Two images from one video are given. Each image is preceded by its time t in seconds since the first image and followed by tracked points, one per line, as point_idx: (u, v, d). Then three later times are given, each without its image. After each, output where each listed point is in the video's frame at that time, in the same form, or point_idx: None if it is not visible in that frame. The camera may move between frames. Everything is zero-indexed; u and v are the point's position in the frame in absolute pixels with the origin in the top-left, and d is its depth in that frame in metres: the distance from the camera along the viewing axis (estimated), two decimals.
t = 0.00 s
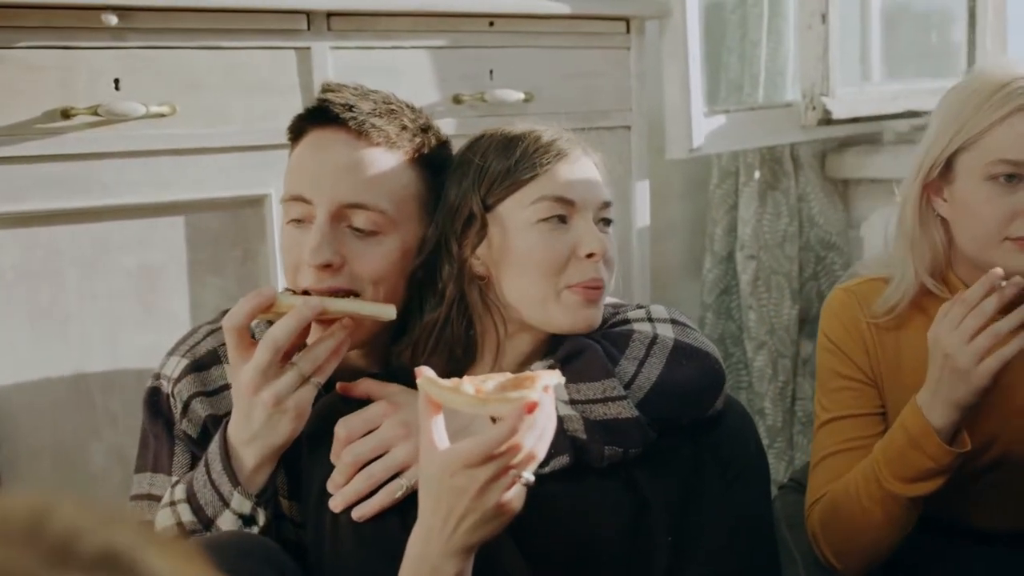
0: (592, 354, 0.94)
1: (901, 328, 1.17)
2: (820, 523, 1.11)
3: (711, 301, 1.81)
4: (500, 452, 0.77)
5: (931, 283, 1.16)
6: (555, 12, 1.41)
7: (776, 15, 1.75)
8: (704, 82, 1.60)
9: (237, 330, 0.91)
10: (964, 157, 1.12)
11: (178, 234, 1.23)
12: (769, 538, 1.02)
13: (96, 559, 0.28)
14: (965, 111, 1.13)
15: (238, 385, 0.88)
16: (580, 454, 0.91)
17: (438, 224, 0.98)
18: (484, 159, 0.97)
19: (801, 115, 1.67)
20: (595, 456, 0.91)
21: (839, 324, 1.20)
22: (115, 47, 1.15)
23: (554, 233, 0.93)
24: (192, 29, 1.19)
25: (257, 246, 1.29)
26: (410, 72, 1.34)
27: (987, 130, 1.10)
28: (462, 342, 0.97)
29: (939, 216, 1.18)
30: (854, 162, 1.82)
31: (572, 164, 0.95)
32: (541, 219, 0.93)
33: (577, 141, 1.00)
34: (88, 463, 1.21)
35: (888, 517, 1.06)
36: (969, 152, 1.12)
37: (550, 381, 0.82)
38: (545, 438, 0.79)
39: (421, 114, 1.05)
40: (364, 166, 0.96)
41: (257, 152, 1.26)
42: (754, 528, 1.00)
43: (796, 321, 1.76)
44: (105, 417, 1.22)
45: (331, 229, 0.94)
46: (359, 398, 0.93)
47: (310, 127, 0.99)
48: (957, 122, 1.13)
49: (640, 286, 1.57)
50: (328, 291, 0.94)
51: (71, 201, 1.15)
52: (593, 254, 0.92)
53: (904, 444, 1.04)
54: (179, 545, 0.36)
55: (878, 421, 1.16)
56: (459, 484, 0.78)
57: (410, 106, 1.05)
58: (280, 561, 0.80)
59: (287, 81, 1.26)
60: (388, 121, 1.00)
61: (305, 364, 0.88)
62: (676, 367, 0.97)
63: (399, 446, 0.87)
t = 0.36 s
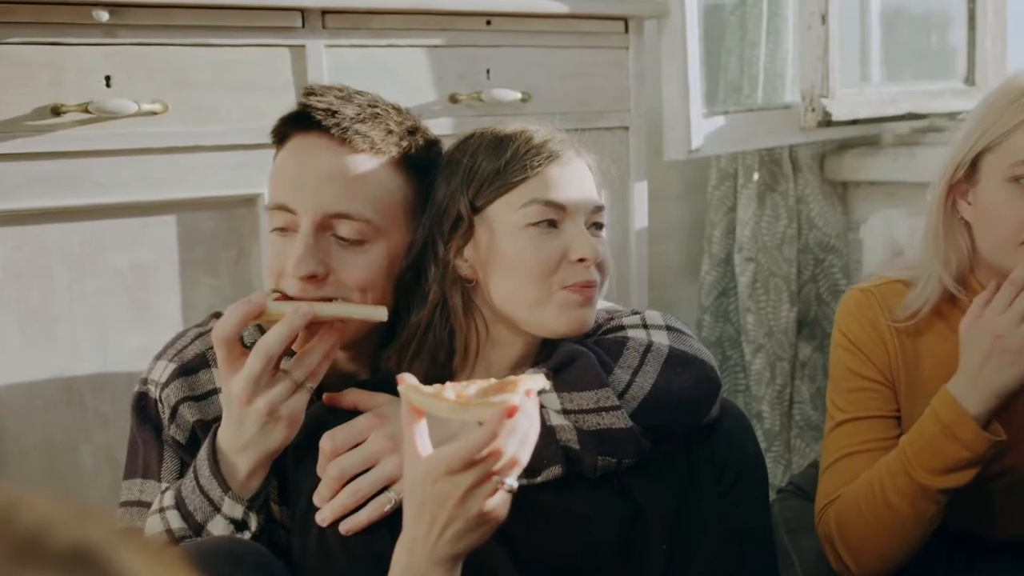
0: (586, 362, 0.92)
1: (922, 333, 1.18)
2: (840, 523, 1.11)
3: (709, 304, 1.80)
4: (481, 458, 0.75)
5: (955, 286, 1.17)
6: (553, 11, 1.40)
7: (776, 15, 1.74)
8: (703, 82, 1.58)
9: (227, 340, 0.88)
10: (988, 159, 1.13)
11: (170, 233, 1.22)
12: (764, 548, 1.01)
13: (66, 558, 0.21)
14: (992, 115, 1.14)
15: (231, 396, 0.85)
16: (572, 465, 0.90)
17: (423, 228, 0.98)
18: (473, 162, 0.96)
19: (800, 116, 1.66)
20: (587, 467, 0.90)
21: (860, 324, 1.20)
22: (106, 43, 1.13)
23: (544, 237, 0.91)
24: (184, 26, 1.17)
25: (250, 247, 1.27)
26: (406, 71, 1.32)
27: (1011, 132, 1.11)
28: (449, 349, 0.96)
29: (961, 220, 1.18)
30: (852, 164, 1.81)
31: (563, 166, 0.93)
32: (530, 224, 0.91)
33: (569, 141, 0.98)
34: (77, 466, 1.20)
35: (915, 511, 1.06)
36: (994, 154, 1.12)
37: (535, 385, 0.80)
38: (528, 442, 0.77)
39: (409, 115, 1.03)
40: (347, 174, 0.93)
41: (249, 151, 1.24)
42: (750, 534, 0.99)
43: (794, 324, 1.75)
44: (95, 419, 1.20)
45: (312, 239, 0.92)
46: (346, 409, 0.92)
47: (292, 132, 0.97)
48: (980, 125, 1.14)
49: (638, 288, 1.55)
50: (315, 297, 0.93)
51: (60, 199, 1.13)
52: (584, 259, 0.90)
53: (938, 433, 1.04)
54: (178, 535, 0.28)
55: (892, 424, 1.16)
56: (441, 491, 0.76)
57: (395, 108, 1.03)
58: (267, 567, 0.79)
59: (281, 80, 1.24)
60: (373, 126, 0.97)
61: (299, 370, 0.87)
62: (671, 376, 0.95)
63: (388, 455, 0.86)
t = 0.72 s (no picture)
0: (579, 365, 0.91)
1: (935, 332, 1.18)
2: (848, 523, 1.10)
3: (708, 301, 1.79)
4: (468, 455, 0.74)
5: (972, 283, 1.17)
6: (554, 4, 1.39)
7: (778, 11, 1.73)
8: (704, 77, 1.57)
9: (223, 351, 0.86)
10: (1008, 155, 1.12)
11: (165, 226, 1.20)
12: (762, 549, 1.00)
13: (48, 538, 0.23)
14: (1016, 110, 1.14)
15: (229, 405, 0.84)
16: (565, 469, 0.89)
17: (414, 226, 0.95)
18: (467, 153, 0.94)
19: (800, 113, 1.65)
20: (580, 472, 0.89)
21: (871, 323, 1.20)
22: (101, 33, 1.12)
23: (537, 237, 0.90)
24: (181, 16, 1.16)
25: (247, 241, 1.26)
26: (404, 63, 1.31)
27: None
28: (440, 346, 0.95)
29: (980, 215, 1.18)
30: (852, 161, 1.80)
31: (558, 163, 0.92)
32: (522, 223, 0.90)
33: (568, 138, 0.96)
34: (71, 460, 1.18)
35: (924, 515, 1.06)
36: (1014, 149, 1.12)
37: (520, 380, 0.80)
38: (515, 438, 0.76)
39: (403, 110, 1.00)
40: (342, 177, 0.90)
41: (245, 143, 1.23)
42: (746, 536, 0.99)
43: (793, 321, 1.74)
44: (89, 412, 1.19)
45: (306, 244, 0.89)
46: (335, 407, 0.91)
47: (284, 133, 0.93)
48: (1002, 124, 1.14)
49: (636, 284, 1.54)
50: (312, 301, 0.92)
51: (54, 189, 1.12)
52: (576, 260, 0.88)
53: (953, 437, 1.04)
54: (173, 544, 0.31)
55: (902, 426, 1.16)
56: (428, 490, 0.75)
57: (389, 105, 0.99)
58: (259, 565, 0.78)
59: (278, 72, 1.23)
60: (368, 127, 0.94)
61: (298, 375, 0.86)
62: (664, 379, 0.94)
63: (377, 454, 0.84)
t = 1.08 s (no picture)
0: (591, 357, 0.90)
1: (941, 315, 1.18)
2: (845, 506, 1.09)
3: (718, 288, 1.78)
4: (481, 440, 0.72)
5: (979, 267, 1.17)
6: None
7: None
8: (715, 62, 1.56)
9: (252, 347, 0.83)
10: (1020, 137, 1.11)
11: (174, 210, 1.20)
12: (775, 537, 1.00)
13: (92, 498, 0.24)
14: None
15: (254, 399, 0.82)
16: (578, 461, 0.88)
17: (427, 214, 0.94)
18: (476, 138, 0.93)
19: (811, 99, 1.64)
20: (594, 463, 0.88)
21: (877, 309, 1.19)
22: (110, 15, 1.11)
23: (535, 224, 0.89)
24: None
25: (257, 225, 1.26)
26: (414, 47, 1.30)
27: None
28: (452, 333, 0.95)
29: (990, 198, 1.17)
30: (864, 148, 1.79)
31: (563, 145, 0.90)
32: (522, 210, 0.89)
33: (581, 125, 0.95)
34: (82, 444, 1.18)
35: (920, 502, 1.05)
36: None
37: (533, 365, 0.79)
38: (528, 422, 0.75)
39: (419, 97, 0.98)
40: (360, 170, 0.88)
41: (257, 126, 1.22)
42: (759, 522, 0.98)
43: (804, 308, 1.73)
44: (99, 396, 1.19)
45: (325, 237, 0.88)
46: (347, 397, 0.89)
47: (300, 123, 0.91)
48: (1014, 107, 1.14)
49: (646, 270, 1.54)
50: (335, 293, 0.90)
51: (64, 173, 1.11)
52: (576, 249, 0.87)
53: (950, 425, 1.03)
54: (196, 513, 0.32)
55: (904, 410, 1.15)
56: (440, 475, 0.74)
57: (406, 93, 0.96)
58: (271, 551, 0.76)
59: (288, 55, 1.22)
60: (386, 118, 0.91)
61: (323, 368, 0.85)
62: (675, 368, 0.93)
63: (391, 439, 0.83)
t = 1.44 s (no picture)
0: (617, 344, 0.90)
1: (952, 302, 1.17)
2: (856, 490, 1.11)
3: (734, 277, 1.78)
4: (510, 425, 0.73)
5: (988, 256, 1.16)
6: None
7: None
8: (734, 51, 1.55)
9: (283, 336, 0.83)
10: None
11: (195, 196, 1.20)
12: (794, 526, 1.00)
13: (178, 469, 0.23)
14: None
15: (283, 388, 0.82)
16: (602, 449, 0.88)
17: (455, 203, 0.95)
18: (512, 127, 0.92)
19: (830, 88, 1.63)
20: (618, 451, 0.88)
21: (890, 299, 1.19)
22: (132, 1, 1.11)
23: (532, 213, 0.88)
24: None
25: (277, 212, 1.26)
26: (434, 33, 1.30)
27: None
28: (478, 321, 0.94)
29: (1001, 186, 1.16)
30: (882, 138, 1.78)
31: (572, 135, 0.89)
32: (521, 200, 0.89)
33: (616, 125, 0.93)
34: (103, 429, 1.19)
35: (930, 487, 1.06)
36: None
37: (560, 350, 0.79)
38: (557, 408, 0.75)
39: (457, 90, 0.97)
40: (392, 161, 0.88)
41: (276, 113, 1.22)
42: (779, 512, 0.98)
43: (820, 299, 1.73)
44: (120, 381, 1.19)
45: (353, 227, 0.88)
46: (370, 384, 0.89)
47: (334, 109, 0.90)
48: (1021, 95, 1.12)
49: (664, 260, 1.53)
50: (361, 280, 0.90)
51: (86, 159, 1.11)
52: (560, 242, 0.86)
53: (958, 410, 1.04)
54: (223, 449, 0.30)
55: (913, 398, 1.15)
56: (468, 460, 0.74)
57: (441, 84, 0.96)
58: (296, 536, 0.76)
59: (309, 42, 1.22)
60: (420, 108, 0.90)
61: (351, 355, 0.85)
62: (699, 355, 0.93)
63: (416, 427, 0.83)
